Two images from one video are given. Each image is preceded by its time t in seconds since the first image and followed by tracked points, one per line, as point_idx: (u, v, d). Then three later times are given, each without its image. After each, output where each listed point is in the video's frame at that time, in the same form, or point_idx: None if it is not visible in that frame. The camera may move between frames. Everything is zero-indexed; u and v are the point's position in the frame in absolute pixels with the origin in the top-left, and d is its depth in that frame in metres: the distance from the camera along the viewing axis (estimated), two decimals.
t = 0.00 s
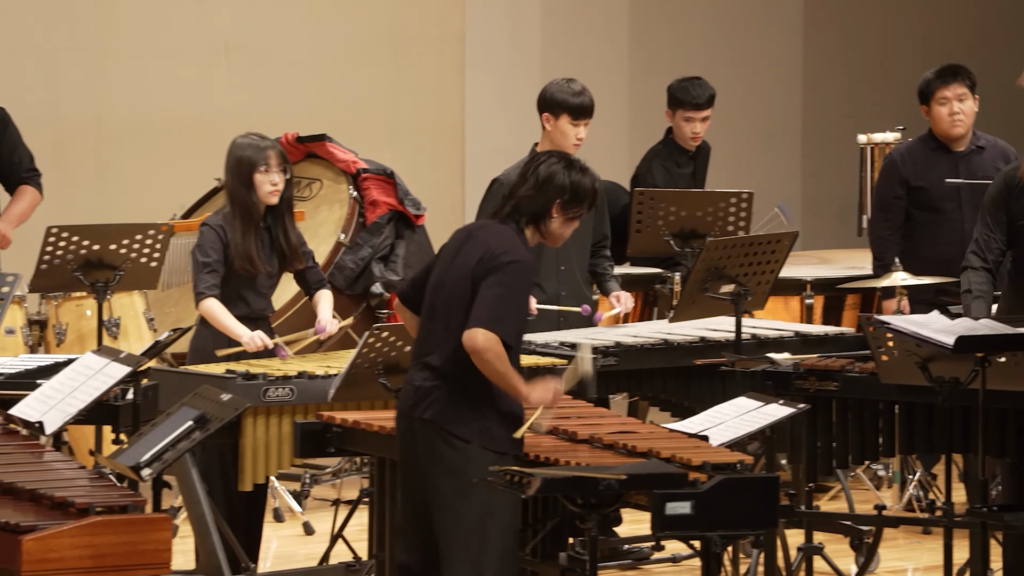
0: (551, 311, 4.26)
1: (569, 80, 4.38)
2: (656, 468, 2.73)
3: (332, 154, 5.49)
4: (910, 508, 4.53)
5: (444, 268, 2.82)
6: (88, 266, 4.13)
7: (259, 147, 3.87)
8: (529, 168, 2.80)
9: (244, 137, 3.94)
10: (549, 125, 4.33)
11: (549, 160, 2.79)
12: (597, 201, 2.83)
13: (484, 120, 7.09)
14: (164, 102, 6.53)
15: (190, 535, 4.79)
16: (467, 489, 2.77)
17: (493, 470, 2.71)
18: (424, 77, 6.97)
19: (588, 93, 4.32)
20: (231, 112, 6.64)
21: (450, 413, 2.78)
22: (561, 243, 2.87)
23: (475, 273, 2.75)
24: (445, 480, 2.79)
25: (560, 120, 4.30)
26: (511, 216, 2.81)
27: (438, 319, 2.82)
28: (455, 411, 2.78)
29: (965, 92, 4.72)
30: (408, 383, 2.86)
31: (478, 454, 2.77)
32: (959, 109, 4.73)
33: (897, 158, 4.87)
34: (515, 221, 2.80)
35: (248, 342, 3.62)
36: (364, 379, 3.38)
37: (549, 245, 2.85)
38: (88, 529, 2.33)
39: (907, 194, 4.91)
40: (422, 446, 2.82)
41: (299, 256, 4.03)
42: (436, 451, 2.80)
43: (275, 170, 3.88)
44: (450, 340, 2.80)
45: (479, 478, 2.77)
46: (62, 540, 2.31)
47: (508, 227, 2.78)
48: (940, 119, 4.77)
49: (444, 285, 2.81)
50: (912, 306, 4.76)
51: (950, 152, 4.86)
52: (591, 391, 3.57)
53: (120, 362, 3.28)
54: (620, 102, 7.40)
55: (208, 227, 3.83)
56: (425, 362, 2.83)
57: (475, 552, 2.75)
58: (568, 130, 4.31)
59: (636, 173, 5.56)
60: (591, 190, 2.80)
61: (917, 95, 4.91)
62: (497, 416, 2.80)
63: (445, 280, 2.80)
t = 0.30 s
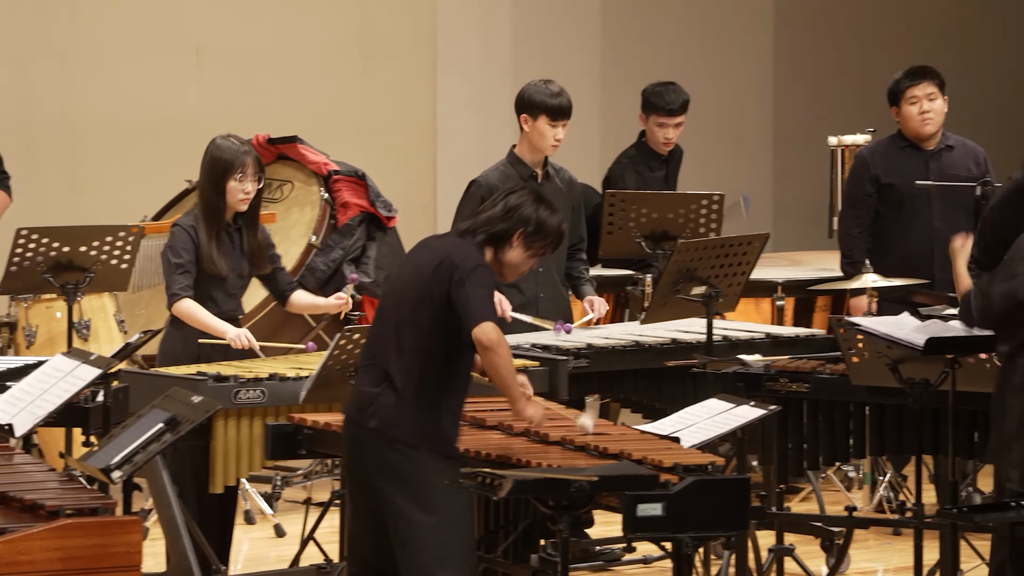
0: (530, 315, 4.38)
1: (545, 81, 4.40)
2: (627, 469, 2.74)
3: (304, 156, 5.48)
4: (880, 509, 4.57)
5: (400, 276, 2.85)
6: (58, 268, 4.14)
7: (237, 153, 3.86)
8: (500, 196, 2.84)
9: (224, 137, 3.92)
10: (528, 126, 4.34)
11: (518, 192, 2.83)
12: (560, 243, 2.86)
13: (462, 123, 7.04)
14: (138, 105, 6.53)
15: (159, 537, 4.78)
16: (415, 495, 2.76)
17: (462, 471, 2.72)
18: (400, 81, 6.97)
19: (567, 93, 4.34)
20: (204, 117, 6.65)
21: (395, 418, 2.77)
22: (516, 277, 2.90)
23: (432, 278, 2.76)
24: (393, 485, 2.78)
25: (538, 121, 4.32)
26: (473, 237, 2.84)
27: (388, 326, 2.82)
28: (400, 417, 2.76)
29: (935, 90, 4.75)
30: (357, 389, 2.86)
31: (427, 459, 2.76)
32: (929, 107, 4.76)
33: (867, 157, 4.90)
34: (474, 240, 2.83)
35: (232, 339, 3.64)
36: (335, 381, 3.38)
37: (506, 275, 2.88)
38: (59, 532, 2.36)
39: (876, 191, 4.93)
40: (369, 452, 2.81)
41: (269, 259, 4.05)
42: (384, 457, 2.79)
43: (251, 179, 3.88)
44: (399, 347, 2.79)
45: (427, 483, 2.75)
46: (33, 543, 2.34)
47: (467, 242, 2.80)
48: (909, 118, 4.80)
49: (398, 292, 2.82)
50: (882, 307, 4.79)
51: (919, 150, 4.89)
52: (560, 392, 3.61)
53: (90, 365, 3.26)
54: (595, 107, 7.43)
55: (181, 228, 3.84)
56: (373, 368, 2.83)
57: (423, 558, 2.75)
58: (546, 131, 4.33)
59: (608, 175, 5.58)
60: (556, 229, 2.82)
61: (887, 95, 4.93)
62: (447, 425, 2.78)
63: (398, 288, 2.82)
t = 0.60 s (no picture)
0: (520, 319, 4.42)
1: (534, 81, 4.41)
2: (597, 471, 2.72)
3: (274, 156, 5.46)
4: (849, 509, 4.62)
5: (372, 283, 2.79)
6: (26, 268, 4.13)
7: (213, 158, 3.84)
8: (468, 199, 2.82)
9: (202, 141, 3.91)
10: (517, 127, 4.36)
11: (486, 194, 2.80)
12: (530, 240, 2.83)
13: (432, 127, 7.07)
14: (110, 107, 6.53)
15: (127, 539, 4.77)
16: (388, 505, 2.73)
17: (431, 471, 2.74)
18: (374, 84, 6.98)
19: (555, 93, 4.35)
20: (176, 120, 6.64)
21: (370, 428, 2.74)
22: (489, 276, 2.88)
23: (411, 288, 2.72)
24: (366, 494, 2.75)
25: (526, 122, 4.33)
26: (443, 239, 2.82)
27: (362, 334, 2.77)
28: (375, 427, 2.73)
29: (904, 115, 4.78)
30: (330, 395, 2.83)
31: (401, 469, 2.73)
32: (896, 133, 4.78)
33: (834, 168, 4.94)
34: (445, 243, 2.80)
35: (222, 333, 3.76)
36: (305, 382, 3.37)
37: (478, 275, 2.86)
38: (26, 535, 2.53)
39: (843, 203, 4.96)
40: (343, 459, 2.79)
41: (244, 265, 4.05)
42: (357, 466, 2.76)
43: (225, 185, 3.85)
44: (375, 356, 2.75)
45: (399, 493, 2.73)
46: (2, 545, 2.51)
47: (440, 246, 2.78)
48: (879, 139, 4.83)
49: (370, 300, 2.77)
50: (850, 308, 4.83)
51: (886, 167, 4.93)
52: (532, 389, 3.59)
53: (58, 365, 3.25)
54: (566, 110, 7.46)
55: (153, 230, 3.85)
56: (347, 376, 2.80)
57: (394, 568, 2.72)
58: (535, 132, 4.34)
59: (577, 175, 5.61)
60: (525, 226, 2.79)
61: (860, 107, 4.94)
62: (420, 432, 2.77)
63: (368, 299, 2.78)
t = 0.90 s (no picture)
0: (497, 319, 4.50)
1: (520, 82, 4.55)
2: (564, 470, 2.71)
3: (240, 156, 5.45)
4: (815, 508, 4.66)
5: (369, 283, 2.75)
6: None
7: (174, 155, 3.84)
8: (450, 181, 2.82)
9: (166, 140, 3.91)
10: (501, 127, 4.48)
11: (468, 175, 2.80)
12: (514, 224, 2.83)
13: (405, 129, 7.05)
14: (79, 108, 6.51)
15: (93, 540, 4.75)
16: (383, 504, 2.73)
17: (399, 472, 2.66)
18: (345, 86, 6.99)
19: (539, 94, 4.49)
20: (145, 121, 6.62)
21: (369, 428, 2.71)
22: (473, 259, 2.88)
23: (409, 286, 2.70)
24: (361, 493, 2.74)
25: (512, 122, 4.46)
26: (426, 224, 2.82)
27: (360, 334, 2.74)
28: (374, 428, 2.71)
29: (863, 90, 4.89)
30: (325, 393, 2.79)
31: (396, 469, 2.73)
32: (857, 106, 4.88)
33: (798, 161, 4.97)
34: (428, 228, 2.80)
35: (153, 347, 3.70)
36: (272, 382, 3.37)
37: (461, 259, 2.86)
38: None
39: (807, 194, 4.99)
40: (338, 457, 2.77)
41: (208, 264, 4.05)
42: (352, 465, 2.75)
43: (187, 183, 3.86)
44: (375, 355, 2.72)
45: (394, 493, 2.72)
46: None
47: (423, 233, 2.78)
48: (838, 116, 4.93)
49: (366, 298, 2.74)
50: (816, 307, 4.86)
51: (848, 153, 4.96)
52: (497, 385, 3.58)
53: (24, 365, 3.24)
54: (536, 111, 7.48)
55: (118, 229, 3.84)
56: (343, 375, 2.76)
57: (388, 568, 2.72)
58: (520, 133, 4.46)
59: (545, 173, 5.63)
60: (508, 211, 2.79)
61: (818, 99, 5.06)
62: (416, 433, 2.75)
63: (364, 297, 2.74)
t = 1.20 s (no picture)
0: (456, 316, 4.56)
1: (494, 85, 4.54)
2: (531, 469, 2.69)
3: (206, 156, 5.46)
4: (780, 508, 4.68)
5: (341, 290, 2.73)
6: None
7: (144, 158, 3.82)
8: (438, 203, 2.79)
9: (134, 141, 3.89)
10: (473, 129, 4.49)
11: (456, 199, 2.77)
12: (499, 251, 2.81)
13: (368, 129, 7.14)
14: (46, 108, 6.48)
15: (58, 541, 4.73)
16: (345, 512, 2.69)
17: (365, 471, 2.63)
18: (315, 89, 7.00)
19: (513, 98, 4.48)
20: (114, 121, 6.60)
21: (333, 435, 2.68)
22: (455, 283, 2.85)
23: (381, 292, 2.68)
24: (323, 501, 2.71)
25: (484, 126, 4.46)
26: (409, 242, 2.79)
27: (329, 338, 2.71)
28: (338, 434, 2.68)
29: (827, 100, 4.90)
30: (289, 397, 2.76)
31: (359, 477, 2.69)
32: (820, 117, 4.91)
33: (761, 164, 5.01)
34: (411, 247, 2.78)
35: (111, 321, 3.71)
36: (238, 382, 3.37)
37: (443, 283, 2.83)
38: None
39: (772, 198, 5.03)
40: (301, 463, 2.74)
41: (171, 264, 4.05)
42: (314, 472, 2.71)
43: (155, 187, 3.84)
44: (343, 360, 2.69)
45: (356, 500, 2.69)
46: None
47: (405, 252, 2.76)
48: (803, 124, 4.95)
49: (337, 303, 2.72)
50: (781, 308, 4.90)
51: (810, 157, 5.00)
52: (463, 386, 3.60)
53: None
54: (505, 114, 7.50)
55: (80, 230, 3.86)
56: (308, 377, 2.72)
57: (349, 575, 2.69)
58: (492, 136, 4.48)
59: (513, 174, 5.65)
60: (494, 237, 2.78)
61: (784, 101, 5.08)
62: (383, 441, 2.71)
63: (336, 301, 2.72)
